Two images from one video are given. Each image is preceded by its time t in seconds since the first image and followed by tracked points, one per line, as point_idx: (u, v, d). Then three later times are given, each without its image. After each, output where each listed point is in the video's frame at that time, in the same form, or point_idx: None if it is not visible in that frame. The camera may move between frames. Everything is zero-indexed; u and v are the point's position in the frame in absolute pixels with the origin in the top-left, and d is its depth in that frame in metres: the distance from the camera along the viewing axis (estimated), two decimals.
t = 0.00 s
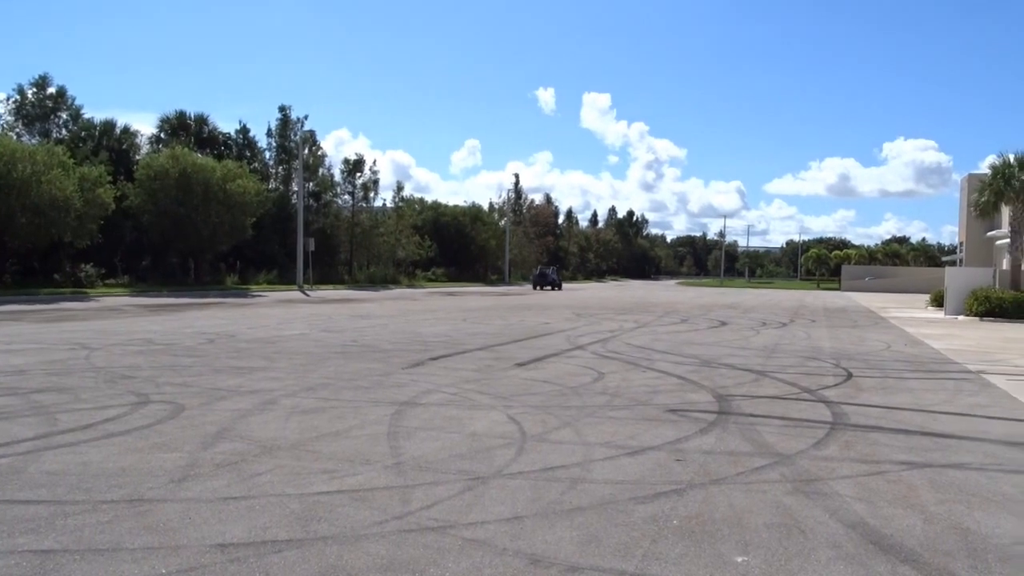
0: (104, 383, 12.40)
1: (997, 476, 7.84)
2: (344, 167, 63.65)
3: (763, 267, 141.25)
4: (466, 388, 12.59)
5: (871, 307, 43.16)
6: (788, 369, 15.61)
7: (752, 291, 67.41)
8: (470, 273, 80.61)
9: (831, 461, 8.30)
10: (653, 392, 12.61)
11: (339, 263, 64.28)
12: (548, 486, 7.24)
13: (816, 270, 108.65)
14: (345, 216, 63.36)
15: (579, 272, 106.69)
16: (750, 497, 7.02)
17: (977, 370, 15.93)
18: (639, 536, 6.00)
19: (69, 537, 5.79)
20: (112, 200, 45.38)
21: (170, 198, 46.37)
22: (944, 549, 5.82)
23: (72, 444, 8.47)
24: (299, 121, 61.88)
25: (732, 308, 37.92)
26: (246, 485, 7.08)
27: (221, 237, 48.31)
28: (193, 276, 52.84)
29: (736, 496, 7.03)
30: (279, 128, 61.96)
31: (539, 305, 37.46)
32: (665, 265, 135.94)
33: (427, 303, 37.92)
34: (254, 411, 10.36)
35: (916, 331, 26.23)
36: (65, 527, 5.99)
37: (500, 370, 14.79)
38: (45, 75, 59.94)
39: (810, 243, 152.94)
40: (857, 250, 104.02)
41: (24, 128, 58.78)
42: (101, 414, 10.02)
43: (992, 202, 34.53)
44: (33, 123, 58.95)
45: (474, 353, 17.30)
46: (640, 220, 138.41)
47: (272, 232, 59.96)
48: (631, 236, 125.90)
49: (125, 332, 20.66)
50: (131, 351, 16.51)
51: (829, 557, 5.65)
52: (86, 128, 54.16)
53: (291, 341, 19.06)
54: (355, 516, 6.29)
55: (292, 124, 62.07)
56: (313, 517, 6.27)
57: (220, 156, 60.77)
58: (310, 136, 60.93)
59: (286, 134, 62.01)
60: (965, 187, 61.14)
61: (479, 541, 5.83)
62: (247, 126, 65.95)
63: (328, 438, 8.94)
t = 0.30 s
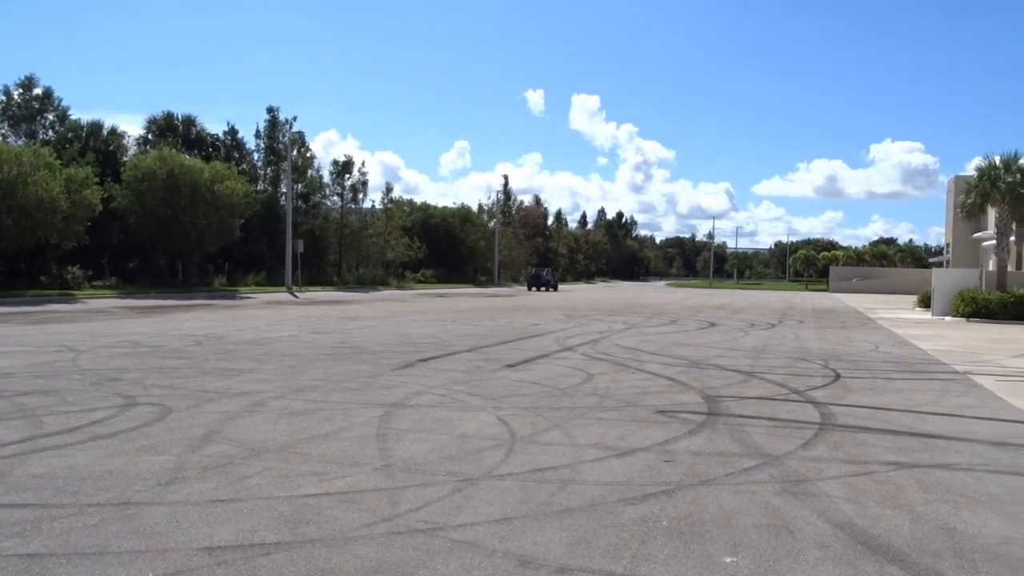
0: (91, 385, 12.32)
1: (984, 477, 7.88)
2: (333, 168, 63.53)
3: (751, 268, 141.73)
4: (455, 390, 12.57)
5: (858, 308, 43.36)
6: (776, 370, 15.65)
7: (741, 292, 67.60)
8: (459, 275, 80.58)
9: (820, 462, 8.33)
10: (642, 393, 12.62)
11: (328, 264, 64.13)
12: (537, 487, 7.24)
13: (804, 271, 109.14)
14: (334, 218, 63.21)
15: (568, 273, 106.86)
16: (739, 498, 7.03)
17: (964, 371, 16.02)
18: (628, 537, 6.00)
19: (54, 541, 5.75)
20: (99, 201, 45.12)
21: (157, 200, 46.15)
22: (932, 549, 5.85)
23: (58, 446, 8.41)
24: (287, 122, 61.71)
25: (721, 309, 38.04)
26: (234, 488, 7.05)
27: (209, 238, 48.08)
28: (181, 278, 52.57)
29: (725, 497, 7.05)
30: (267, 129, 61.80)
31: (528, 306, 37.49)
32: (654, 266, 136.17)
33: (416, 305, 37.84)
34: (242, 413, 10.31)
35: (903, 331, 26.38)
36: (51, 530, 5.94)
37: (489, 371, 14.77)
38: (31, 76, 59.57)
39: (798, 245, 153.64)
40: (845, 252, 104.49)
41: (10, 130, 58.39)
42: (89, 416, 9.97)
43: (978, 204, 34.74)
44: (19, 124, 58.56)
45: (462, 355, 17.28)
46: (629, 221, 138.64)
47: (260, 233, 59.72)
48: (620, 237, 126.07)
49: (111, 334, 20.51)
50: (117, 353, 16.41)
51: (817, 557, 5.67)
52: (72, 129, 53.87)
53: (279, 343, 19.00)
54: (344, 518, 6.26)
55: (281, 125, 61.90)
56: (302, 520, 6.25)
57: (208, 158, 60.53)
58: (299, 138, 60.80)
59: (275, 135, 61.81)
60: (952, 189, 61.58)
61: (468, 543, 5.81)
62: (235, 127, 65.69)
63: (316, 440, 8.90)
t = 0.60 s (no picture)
0: (80, 385, 12.27)
1: (973, 476, 7.93)
2: (324, 168, 63.43)
3: (742, 269, 142.12)
4: (446, 390, 12.57)
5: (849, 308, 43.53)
6: (767, 371, 15.70)
7: (732, 292, 67.73)
8: (450, 275, 80.55)
9: (810, 462, 8.36)
10: (633, 394, 12.65)
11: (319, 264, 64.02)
12: (528, 488, 7.23)
13: (795, 272, 109.54)
14: (326, 218, 63.11)
15: (560, 274, 106.90)
16: (729, 498, 7.05)
17: (954, 371, 16.10)
18: (619, 538, 6.00)
19: (43, 542, 5.71)
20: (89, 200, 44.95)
21: (148, 199, 45.97)
22: (922, 549, 5.87)
23: (46, 447, 8.37)
24: (278, 122, 61.56)
25: (712, 310, 38.15)
26: (224, 488, 7.04)
27: (200, 238, 47.94)
28: (171, 278, 52.39)
29: (716, 497, 7.06)
30: (258, 128, 61.64)
31: (519, 306, 37.54)
32: (646, 267, 136.38)
33: (408, 305, 37.81)
34: (232, 413, 10.29)
35: (893, 332, 26.52)
36: (40, 532, 5.91)
37: (481, 372, 14.76)
38: (20, 74, 59.26)
39: (789, 245, 154.20)
40: (835, 253, 104.86)
41: None
42: (78, 417, 9.93)
43: (967, 205, 34.90)
44: (8, 123, 58.21)
45: (454, 355, 17.27)
46: (620, 222, 138.70)
47: (251, 233, 59.55)
48: (612, 238, 126.26)
49: (101, 334, 20.42)
50: (107, 353, 16.34)
51: (807, 557, 5.68)
52: (62, 128, 53.62)
53: (270, 343, 18.96)
54: (334, 519, 6.25)
55: (272, 125, 61.74)
56: (292, 520, 6.23)
57: (199, 157, 60.33)
58: (290, 138, 60.66)
59: (266, 134, 61.66)
60: (942, 190, 61.88)
61: (458, 544, 5.81)
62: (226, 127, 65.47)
63: (307, 440, 8.89)
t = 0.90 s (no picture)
0: (72, 385, 12.23)
1: (965, 476, 7.95)
2: (317, 168, 63.33)
3: (735, 269, 142.44)
4: (439, 390, 12.54)
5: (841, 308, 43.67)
6: (759, 371, 15.73)
7: (725, 292, 67.82)
8: (443, 275, 80.48)
9: (802, 462, 8.38)
10: (627, 393, 12.67)
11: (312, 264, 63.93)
12: (522, 488, 7.23)
13: (788, 272, 109.89)
14: (319, 217, 63.03)
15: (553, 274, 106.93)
16: (722, 498, 7.06)
17: (945, 371, 16.14)
18: (612, 537, 6.01)
19: (33, 543, 5.69)
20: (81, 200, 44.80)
21: (139, 198, 45.82)
22: (913, 549, 5.88)
23: (38, 447, 8.34)
24: (271, 121, 61.43)
25: (706, 309, 38.24)
26: (216, 489, 7.02)
27: (192, 238, 47.79)
28: (163, 278, 52.23)
29: (708, 497, 7.08)
30: (251, 128, 61.51)
31: (513, 306, 37.55)
32: (639, 266, 136.57)
33: (402, 305, 37.76)
34: (225, 413, 10.26)
35: (886, 332, 26.62)
36: (32, 533, 5.89)
37: (474, 372, 14.75)
38: (12, 73, 59.00)
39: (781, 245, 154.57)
40: (828, 252, 105.22)
41: None
42: (69, 417, 9.89)
43: (959, 205, 35.03)
44: None
45: (447, 355, 17.26)
46: (614, 222, 138.74)
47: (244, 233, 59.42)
48: (605, 238, 126.38)
49: (93, 334, 20.35)
50: (99, 353, 16.28)
51: (799, 557, 5.69)
52: (53, 127, 53.42)
53: (263, 342, 18.92)
54: (327, 519, 6.24)
55: (265, 124, 61.61)
56: (285, 521, 6.21)
57: (191, 156, 60.17)
58: (283, 137, 60.55)
59: (259, 134, 61.54)
60: (934, 190, 62.17)
61: (451, 544, 5.80)
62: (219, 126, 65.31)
63: (300, 441, 8.87)
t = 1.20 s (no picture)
0: (65, 385, 12.21)
1: (958, 475, 7.97)
2: (311, 167, 63.24)
3: (730, 268, 142.73)
4: (434, 390, 12.53)
5: (835, 307, 43.76)
6: (753, 370, 15.77)
7: (719, 292, 67.86)
8: (438, 275, 80.45)
9: (796, 460, 8.39)
10: (621, 392, 12.69)
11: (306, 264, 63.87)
12: (516, 487, 7.24)
13: (781, 271, 110.10)
14: (313, 217, 62.96)
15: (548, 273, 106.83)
16: (716, 496, 7.08)
17: (938, 370, 16.18)
18: (606, 536, 6.02)
19: (26, 543, 5.68)
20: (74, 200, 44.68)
21: (133, 198, 45.70)
22: (906, 547, 5.90)
23: (31, 448, 8.32)
24: (265, 121, 61.29)
25: (701, 308, 38.35)
26: (209, 489, 7.00)
27: (186, 237, 47.66)
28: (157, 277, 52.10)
29: (702, 496, 7.08)
30: (244, 127, 61.41)
31: (507, 306, 37.56)
32: (633, 265, 136.64)
33: (396, 304, 37.72)
34: (218, 414, 10.24)
35: (878, 330, 26.74)
36: (24, 533, 5.87)
37: (468, 371, 14.76)
38: (4, 72, 58.79)
39: (775, 245, 154.84)
40: (822, 251, 105.38)
41: None
42: (62, 418, 9.85)
43: (952, 204, 35.08)
44: None
45: (442, 355, 17.27)
46: (608, 221, 138.68)
47: (238, 232, 59.31)
48: (600, 237, 126.44)
49: (87, 334, 20.31)
50: (92, 354, 16.24)
51: (793, 555, 5.70)
52: (46, 126, 53.29)
53: (257, 342, 18.88)
54: (321, 520, 6.23)
55: (258, 124, 61.47)
56: (279, 521, 6.20)
57: (185, 156, 60.04)
58: (277, 136, 60.44)
59: (252, 133, 61.41)
60: (927, 189, 62.36)
61: (445, 543, 5.80)
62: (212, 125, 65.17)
63: (294, 440, 8.85)
